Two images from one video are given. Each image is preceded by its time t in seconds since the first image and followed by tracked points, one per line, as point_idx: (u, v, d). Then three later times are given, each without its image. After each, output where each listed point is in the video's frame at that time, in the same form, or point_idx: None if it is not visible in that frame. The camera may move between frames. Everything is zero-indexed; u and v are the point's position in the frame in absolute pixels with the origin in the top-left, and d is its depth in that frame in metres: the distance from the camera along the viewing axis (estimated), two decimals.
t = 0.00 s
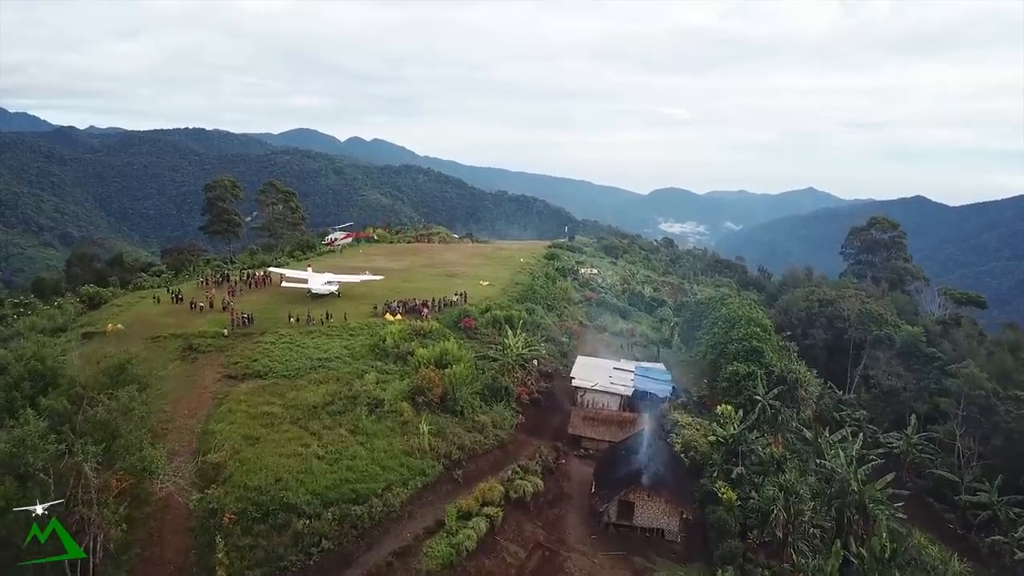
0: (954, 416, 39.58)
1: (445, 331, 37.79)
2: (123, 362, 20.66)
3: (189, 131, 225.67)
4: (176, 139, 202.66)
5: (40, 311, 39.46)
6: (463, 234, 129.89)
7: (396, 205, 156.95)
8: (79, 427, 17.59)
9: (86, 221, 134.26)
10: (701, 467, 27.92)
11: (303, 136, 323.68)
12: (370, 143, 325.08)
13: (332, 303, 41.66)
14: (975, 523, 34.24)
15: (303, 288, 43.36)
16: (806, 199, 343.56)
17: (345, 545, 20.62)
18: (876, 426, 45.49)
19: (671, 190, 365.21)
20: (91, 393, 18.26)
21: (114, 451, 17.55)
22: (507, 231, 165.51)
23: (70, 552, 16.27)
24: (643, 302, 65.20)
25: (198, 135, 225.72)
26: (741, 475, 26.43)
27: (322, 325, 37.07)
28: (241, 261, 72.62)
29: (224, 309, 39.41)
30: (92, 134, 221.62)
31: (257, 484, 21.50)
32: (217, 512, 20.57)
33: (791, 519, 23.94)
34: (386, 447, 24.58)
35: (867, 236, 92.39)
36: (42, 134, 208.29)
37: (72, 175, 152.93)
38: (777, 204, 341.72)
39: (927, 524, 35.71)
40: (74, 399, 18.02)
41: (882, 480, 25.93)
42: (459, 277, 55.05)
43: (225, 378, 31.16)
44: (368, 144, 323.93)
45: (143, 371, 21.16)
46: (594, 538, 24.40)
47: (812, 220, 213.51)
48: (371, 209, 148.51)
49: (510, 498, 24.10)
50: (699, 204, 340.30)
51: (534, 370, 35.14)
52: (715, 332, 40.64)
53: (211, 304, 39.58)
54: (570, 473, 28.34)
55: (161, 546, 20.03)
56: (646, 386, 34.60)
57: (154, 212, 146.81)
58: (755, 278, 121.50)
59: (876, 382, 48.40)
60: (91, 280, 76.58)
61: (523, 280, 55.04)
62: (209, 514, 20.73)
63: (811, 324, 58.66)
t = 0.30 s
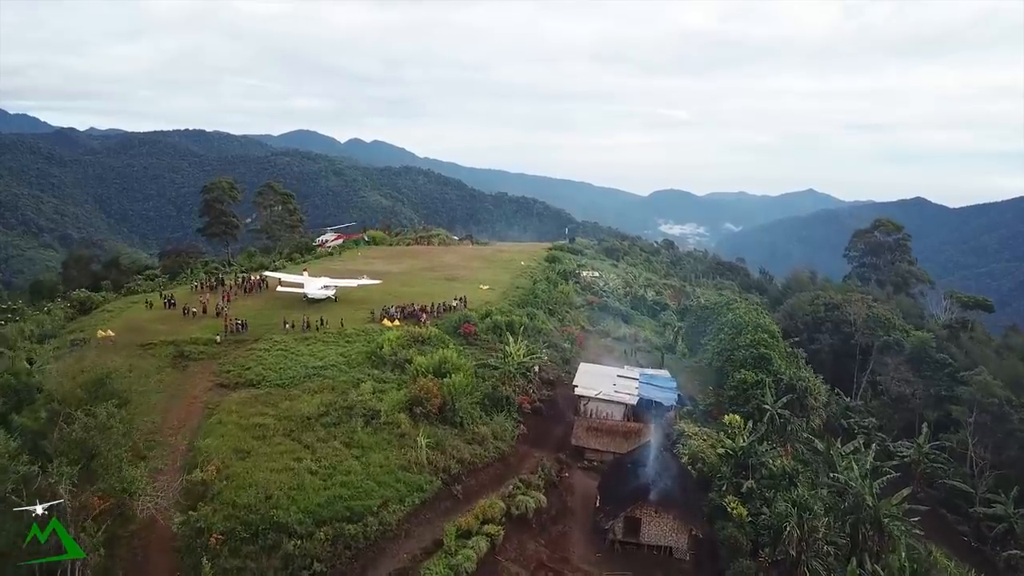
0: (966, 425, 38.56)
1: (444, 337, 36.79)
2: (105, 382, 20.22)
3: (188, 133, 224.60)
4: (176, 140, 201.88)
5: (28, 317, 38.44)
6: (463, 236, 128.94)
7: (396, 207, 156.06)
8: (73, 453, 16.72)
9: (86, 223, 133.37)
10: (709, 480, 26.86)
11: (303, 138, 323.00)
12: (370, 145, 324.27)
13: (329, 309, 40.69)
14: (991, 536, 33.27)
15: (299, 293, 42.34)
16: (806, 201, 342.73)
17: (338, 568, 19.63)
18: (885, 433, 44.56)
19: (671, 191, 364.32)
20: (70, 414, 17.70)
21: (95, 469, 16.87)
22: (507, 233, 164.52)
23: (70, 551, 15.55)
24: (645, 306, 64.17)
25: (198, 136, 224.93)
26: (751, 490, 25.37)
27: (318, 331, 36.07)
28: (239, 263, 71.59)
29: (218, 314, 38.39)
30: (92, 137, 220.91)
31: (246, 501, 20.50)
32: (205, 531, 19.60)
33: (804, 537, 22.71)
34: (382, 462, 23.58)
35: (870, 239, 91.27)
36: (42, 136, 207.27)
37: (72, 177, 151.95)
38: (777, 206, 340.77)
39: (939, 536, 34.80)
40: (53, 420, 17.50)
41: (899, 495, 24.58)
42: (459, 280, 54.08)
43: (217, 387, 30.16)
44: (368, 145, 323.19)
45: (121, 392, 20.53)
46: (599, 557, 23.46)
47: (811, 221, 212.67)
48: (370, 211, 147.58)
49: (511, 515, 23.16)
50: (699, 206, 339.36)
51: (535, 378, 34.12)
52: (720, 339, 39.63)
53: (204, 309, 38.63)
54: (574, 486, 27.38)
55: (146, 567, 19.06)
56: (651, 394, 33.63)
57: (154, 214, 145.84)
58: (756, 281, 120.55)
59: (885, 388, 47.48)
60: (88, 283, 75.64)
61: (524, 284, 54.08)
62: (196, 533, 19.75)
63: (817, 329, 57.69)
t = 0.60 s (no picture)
0: (980, 433, 37.55)
1: (443, 343, 35.75)
2: None
3: (188, 134, 223.50)
4: (176, 142, 200.74)
5: (16, 323, 37.39)
6: (463, 237, 127.95)
7: (396, 209, 155.09)
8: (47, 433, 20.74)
9: (86, 224, 132.34)
10: (719, 495, 25.83)
11: (303, 139, 321.76)
12: (370, 146, 323.12)
13: (325, 313, 39.65)
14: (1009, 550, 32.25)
15: (294, 298, 41.28)
16: (806, 202, 341.78)
17: None
18: (895, 441, 43.61)
19: (671, 193, 363.26)
20: None
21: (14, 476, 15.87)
22: (507, 234, 163.49)
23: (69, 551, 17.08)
24: (648, 310, 63.10)
25: (197, 138, 223.74)
26: (763, 506, 24.32)
27: (312, 338, 35.00)
28: (236, 266, 70.57)
29: (211, 320, 37.31)
30: (92, 137, 219.54)
31: (234, 522, 19.51)
32: (189, 554, 18.65)
33: (820, 557, 21.67)
34: (377, 478, 22.54)
35: (875, 242, 90.14)
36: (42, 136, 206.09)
37: (72, 178, 150.99)
38: (777, 207, 339.63)
39: (955, 549, 33.69)
40: None
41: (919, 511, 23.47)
42: (459, 284, 53.08)
43: (206, 397, 29.14)
44: (368, 147, 322.01)
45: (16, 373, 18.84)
46: None
47: (810, 222, 211.78)
48: (370, 212, 146.61)
49: (512, 534, 22.14)
50: (699, 207, 338.28)
51: (537, 386, 33.04)
52: (727, 346, 38.60)
53: (196, 314, 37.58)
54: (578, 500, 26.36)
55: None
56: (657, 404, 32.56)
57: (154, 215, 144.91)
58: (758, 284, 119.50)
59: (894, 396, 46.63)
60: (85, 285, 74.61)
61: (525, 288, 53.06)
62: (180, 555, 18.83)
63: (824, 333, 56.63)
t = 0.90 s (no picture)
0: (997, 444, 36.36)
1: (442, 351, 34.62)
2: None
3: (188, 135, 222.44)
4: (176, 142, 199.68)
5: (2, 329, 36.29)
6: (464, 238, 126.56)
7: (396, 210, 154.07)
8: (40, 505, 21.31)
9: (86, 225, 131.49)
10: (731, 512, 24.72)
11: (304, 140, 320.74)
12: (370, 147, 322.15)
13: (321, 320, 38.53)
14: None
15: (290, 303, 40.16)
16: (806, 203, 340.57)
17: None
18: (908, 450, 42.52)
19: (672, 194, 362.02)
20: None
21: None
22: (507, 236, 162.34)
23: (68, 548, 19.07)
24: (652, 314, 62.02)
25: (197, 138, 222.68)
26: (778, 525, 23.18)
27: (307, 345, 33.87)
28: (233, 268, 69.48)
29: (204, 326, 36.16)
30: (92, 138, 218.39)
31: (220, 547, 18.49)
32: None
33: None
34: (373, 497, 21.45)
35: (881, 244, 88.94)
36: (42, 137, 205.02)
37: (73, 179, 149.98)
38: (778, 208, 338.33)
39: (972, 565, 32.42)
40: None
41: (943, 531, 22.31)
42: (459, 288, 51.98)
43: (196, 408, 27.96)
44: (369, 147, 320.97)
45: None
46: None
47: (811, 223, 210.62)
48: (370, 213, 145.62)
49: (515, 557, 21.06)
50: (700, 208, 337.09)
51: (541, 397, 31.90)
52: (734, 353, 37.44)
53: (188, 321, 36.48)
54: (584, 517, 25.27)
55: None
56: (664, 413, 31.35)
57: (155, 216, 143.83)
58: (762, 287, 118.33)
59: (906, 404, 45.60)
60: (82, 287, 73.60)
61: (527, 292, 51.94)
62: None
63: (832, 338, 55.49)
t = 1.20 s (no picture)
0: None
1: (453, 360, 33.46)
2: None
3: (202, 137, 222.62)
4: (190, 144, 199.87)
5: (3, 334, 35.38)
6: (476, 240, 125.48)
7: (409, 211, 153.27)
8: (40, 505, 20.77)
9: (103, 226, 131.54)
10: (756, 533, 23.44)
11: (317, 141, 320.99)
12: (383, 149, 322.09)
13: (329, 326, 37.46)
14: None
15: (297, 309, 39.15)
16: (821, 205, 337.60)
17: None
18: (937, 464, 41.02)
19: (685, 195, 359.84)
20: None
21: None
22: (519, 237, 161.16)
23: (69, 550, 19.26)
24: (667, 318, 60.75)
25: (211, 139, 222.92)
26: (807, 548, 21.91)
27: (313, 353, 32.73)
28: (244, 270, 68.65)
29: (209, 332, 35.19)
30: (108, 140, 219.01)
31: None
32: None
33: None
34: (379, 520, 20.37)
35: (901, 247, 87.07)
36: (58, 138, 205.57)
37: (89, 180, 149.93)
38: (792, 209, 335.50)
39: None
40: None
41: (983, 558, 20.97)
42: (471, 292, 50.82)
43: (196, 420, 26.89)
44: (381, 149, 320.92)
45: None
46: None
47: (825, 224, 208.31)
48: (383, 215, 144.95)
49: None
50: (713, 209, 334.73)
51: (555, 408, 30.67)
52: (756, 362, 36.05)
53: (192, 327, 35.47)
54: (601, 537, 24.08)
55: None
56: (685, 425, 30.33)
57: (169, 218, 143.56)
58: (778, 291, 116.62)
59: (934, 415, 44.06)
60: (94, 289, 73.07)
61: (540, 297, 50.72)
62: None
63: (854, 344, 53.92)
